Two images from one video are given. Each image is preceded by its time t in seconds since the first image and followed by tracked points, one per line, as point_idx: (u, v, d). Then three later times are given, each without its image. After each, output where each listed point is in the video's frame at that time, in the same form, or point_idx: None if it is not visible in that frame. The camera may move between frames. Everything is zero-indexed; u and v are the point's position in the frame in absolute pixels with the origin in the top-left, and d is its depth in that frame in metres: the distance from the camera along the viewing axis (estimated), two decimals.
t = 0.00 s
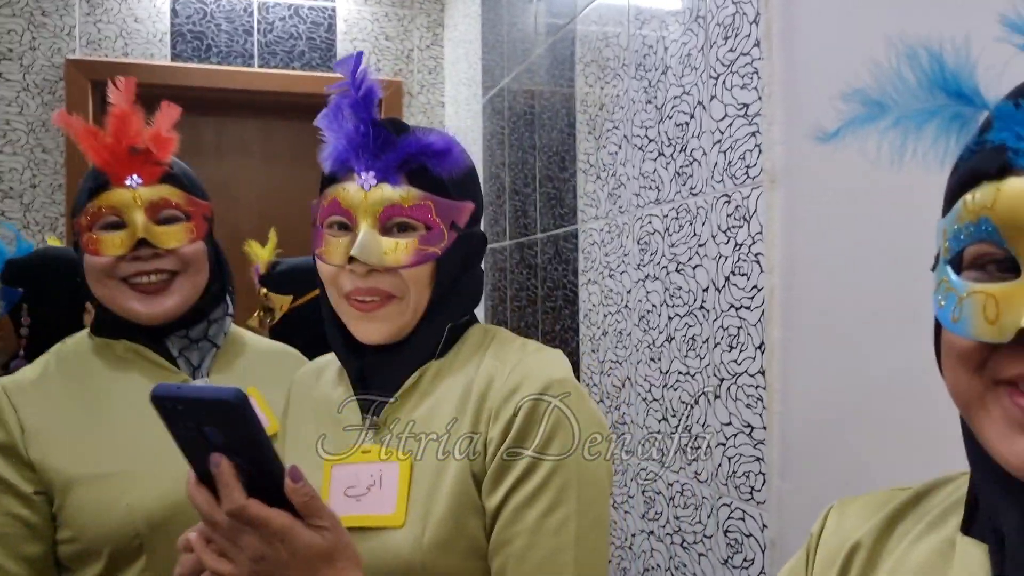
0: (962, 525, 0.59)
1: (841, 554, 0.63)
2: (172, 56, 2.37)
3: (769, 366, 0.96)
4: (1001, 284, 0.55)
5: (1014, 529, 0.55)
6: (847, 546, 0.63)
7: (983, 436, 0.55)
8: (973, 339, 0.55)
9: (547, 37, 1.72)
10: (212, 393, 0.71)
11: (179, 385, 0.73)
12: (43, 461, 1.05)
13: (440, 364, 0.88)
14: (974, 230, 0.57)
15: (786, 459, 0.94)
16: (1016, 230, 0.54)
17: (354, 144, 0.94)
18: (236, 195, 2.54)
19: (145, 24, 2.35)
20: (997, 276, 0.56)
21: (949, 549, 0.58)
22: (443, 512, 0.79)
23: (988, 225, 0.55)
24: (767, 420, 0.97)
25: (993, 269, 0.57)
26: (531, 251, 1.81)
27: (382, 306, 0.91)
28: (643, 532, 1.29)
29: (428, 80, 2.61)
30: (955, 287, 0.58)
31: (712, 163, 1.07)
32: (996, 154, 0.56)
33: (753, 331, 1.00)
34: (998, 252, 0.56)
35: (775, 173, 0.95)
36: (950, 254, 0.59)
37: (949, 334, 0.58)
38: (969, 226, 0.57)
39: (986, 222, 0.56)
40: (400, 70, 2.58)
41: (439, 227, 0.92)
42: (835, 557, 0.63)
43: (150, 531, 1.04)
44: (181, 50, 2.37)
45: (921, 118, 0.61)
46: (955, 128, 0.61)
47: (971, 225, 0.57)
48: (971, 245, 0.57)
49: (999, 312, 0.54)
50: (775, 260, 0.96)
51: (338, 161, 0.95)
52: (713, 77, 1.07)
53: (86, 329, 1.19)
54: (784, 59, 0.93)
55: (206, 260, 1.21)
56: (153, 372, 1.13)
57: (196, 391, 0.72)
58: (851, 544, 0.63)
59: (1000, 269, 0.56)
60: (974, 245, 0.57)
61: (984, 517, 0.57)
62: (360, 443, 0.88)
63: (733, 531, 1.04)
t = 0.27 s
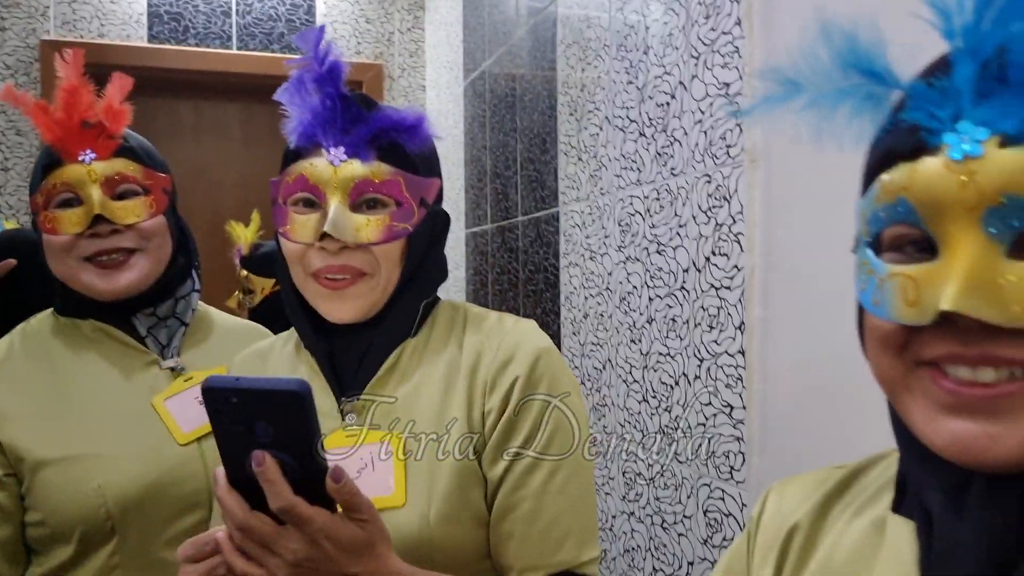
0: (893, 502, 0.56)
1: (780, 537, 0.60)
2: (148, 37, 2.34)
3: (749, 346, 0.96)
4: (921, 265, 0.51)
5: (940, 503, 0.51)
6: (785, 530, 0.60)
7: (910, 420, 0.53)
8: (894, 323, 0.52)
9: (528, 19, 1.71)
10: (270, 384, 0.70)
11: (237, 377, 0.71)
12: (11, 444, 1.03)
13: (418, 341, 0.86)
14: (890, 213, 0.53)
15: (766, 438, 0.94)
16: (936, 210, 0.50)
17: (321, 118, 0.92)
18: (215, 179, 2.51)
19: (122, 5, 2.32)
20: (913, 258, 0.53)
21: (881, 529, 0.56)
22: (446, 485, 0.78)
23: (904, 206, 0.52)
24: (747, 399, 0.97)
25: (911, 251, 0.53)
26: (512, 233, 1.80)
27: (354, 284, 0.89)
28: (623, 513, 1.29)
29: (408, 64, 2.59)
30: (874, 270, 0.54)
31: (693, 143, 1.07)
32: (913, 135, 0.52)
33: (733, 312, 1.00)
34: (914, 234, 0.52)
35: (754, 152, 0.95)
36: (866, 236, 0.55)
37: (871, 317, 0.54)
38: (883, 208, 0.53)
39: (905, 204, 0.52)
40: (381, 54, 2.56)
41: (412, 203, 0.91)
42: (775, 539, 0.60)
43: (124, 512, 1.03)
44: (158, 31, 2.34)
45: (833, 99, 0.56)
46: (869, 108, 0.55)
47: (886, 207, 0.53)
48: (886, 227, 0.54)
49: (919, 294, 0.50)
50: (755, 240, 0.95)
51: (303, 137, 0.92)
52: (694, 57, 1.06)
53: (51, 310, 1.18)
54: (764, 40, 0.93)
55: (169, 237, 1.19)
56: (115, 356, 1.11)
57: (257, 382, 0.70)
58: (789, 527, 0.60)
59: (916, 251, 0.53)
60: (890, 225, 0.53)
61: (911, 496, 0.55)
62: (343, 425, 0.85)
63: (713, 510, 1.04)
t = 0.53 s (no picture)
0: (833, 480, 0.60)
1: (728, 515, 0.64)
2: (127, 17, 2.30)
3: (730, 332, 0.96)
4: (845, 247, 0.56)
5: (870, 480, 0.56)
6: (733, 507, 0.63)
7: (837, 397, 0.56)
8: (821, 303, 0.56)
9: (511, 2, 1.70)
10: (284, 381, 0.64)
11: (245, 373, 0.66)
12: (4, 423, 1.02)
13: (416, 332, 0.85)
14: (816, 197, 0.57)
15: (745, 425, 0.95)
16: (855, 194, 0.54)
17: (313, 103, 0.90)
18: (197, 162, 2.49)
19: None
20: (839, 241, 0.57)
21: (820, 507, 0.59)
22: (446, 474, 0.76)
23: (828, 190, 0.56)
24: (728, 385, 0.97)
25: (837, 234, 0.58)
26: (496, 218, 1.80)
27: (352, 275, 0.87)
28: (605, 498, 1.30)
29: (392, 46, 2.52)
30: (803, 253, 0.58)
31: (675, 129, 1.07)
32: (835, 121, 0.56)
33: (715, 298, 1.00)
34: (838, 217, 0.57)
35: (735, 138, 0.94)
36: (800, 220, 0.60)
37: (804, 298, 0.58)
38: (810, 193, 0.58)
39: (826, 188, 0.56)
40: (364, 36, 2.49)
41: (408, 190, 0.91)
42: (724, 517, 0.64)
43: (104, 488, 1.02)
44: (137, 11, 2.31)
45: (766, 89, 0.63)
46: (797, 98, 0.62)
47: (813, 192, 0.57)
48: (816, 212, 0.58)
49: (840, 274, 0.54)
50: (737, 226, 0.95)
51: (295, 121, 0.91)
52: (677, 42, 1.06)
53: (45, 286, 1.18)
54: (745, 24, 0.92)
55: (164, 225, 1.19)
56: (111, 333, 1.11)
57: (268, 379, 0.65)
58: (738, 503, 0.63)
59: (842, 234, 0.57)
60: (820, 209, 0.58)
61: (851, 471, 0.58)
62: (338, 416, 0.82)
63: (694, 495, 1.05)
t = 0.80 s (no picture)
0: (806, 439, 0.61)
1: (708, 474, 0.64)
2: (113, 7, 2.28)
3: (718, 320, 0.96)
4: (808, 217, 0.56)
5: (834, 439, 0.58)
6: (715, 465, 0.64)
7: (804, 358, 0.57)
8: (786, 271, 0.57)
9: None
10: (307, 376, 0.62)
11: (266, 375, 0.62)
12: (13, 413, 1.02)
13: (414, 328, 0.83)
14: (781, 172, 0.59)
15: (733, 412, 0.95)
16: (814, 167, 0.55)
17: (316, 90, 0.88)
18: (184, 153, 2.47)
19: None
20: (803, 213, 0.58)
21: (793, 465, 0.60)
22: (444, 470, 0.75)
23: (792, 165, 0.57)
24: (715, 372, 0.97)
25: (802, 206, 0.58)
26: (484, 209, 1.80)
27: (351, 267, 0.84)
28: (594, 487, 1.30)
29: (380, 37, 2.51)
30: (773, 225, 0.59)
31: (664, 118, 1.07)
32: (797, 102, 0.58)
33: (703, 287, 1.00)
34: (802, 190, 0.58)
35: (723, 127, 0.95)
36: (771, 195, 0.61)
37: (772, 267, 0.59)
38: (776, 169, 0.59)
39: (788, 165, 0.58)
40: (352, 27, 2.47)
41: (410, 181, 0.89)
42: (703, 478, 0.65)
43: (107, 482, 1.02)
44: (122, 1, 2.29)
45: (739, 76, 0.63)
46: (768, 85, 0.62)
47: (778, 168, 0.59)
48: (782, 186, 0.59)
49: (801, 243, 0.55)
50: (724, 215, 0.96)
51: (296, 108, 0.89)
52: (665, 31, 1.06)
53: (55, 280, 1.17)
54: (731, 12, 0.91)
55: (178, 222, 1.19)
56: (120, 325, 1.10)
57: (295, 378, 0.62)
58: (719, 462, 0.64)
59: (806, 206, 0.58)
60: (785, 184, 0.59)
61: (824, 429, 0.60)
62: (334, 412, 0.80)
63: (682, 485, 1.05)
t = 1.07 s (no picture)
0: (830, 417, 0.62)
1: (738, 452, 0.65)
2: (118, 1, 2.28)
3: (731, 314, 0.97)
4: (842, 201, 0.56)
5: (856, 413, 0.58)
6: (744, 444, 0.65)
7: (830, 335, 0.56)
8: (819, 253, 0.56)
9: None
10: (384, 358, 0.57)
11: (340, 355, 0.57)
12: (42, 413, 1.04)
13: (439, 320, 0.81)
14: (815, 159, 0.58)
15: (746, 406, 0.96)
16: (849, 154, 0.55)
17: (341, 78, 0.84)
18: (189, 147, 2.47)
19: None
20: (837, 198, 0.57)
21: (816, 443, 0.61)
22: (475, 467, 0.72)
23: (827, 153, 0.57)
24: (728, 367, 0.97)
25: (836, 191, 0.58)
26: (492, 204, 1.80)
27: (375, 257, 0.81)
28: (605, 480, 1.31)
29: (386, 31, 2.52)
30: (806, 209, 0.58)
31: (676, 113, 1.07)
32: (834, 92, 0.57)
33: (715, 282, 1.00)
34: (836, 176, 0.57)
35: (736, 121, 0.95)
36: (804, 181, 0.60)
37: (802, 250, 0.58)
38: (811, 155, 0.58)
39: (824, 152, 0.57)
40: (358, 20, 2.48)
41: (439, 170, 0.85)
42: (733, 456, 0.65)
43: (138, 478, 1.03)
44: None
45: (779, 67, 0.62)
46: (809, 76, 0.62)
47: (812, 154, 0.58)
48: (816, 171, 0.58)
49: (835, 225, 0.54)
50: (738, 210, 0.96)
51: (320, 97, 0.85)
52: (678, 26, 1.05)
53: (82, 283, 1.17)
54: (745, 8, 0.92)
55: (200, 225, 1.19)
56: (146, 324, 1.10)
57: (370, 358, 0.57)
58: (748, 440, 0.65)
59: (840, 191, 0.57)
60: (818, 170, 0.58)
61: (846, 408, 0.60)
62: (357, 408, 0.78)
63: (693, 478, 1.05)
